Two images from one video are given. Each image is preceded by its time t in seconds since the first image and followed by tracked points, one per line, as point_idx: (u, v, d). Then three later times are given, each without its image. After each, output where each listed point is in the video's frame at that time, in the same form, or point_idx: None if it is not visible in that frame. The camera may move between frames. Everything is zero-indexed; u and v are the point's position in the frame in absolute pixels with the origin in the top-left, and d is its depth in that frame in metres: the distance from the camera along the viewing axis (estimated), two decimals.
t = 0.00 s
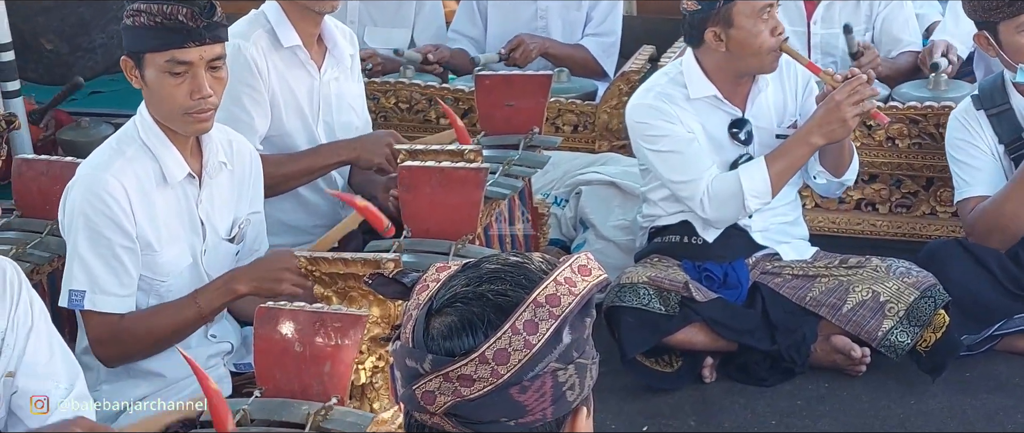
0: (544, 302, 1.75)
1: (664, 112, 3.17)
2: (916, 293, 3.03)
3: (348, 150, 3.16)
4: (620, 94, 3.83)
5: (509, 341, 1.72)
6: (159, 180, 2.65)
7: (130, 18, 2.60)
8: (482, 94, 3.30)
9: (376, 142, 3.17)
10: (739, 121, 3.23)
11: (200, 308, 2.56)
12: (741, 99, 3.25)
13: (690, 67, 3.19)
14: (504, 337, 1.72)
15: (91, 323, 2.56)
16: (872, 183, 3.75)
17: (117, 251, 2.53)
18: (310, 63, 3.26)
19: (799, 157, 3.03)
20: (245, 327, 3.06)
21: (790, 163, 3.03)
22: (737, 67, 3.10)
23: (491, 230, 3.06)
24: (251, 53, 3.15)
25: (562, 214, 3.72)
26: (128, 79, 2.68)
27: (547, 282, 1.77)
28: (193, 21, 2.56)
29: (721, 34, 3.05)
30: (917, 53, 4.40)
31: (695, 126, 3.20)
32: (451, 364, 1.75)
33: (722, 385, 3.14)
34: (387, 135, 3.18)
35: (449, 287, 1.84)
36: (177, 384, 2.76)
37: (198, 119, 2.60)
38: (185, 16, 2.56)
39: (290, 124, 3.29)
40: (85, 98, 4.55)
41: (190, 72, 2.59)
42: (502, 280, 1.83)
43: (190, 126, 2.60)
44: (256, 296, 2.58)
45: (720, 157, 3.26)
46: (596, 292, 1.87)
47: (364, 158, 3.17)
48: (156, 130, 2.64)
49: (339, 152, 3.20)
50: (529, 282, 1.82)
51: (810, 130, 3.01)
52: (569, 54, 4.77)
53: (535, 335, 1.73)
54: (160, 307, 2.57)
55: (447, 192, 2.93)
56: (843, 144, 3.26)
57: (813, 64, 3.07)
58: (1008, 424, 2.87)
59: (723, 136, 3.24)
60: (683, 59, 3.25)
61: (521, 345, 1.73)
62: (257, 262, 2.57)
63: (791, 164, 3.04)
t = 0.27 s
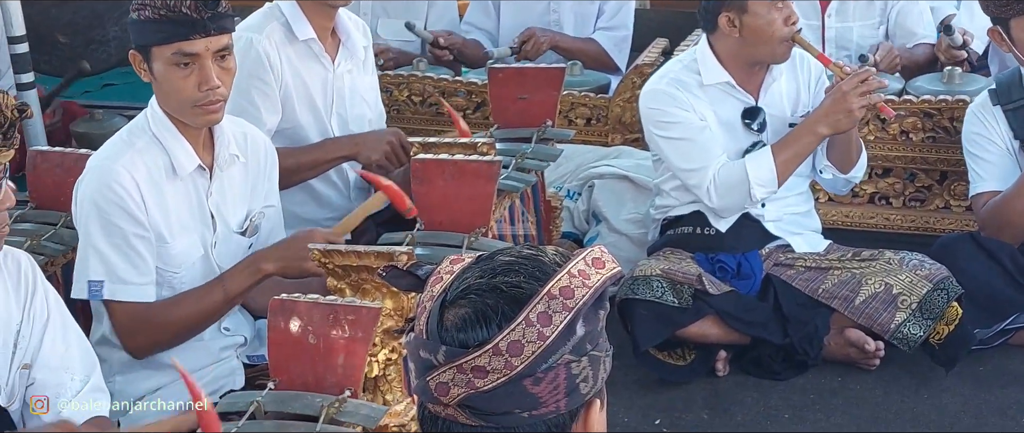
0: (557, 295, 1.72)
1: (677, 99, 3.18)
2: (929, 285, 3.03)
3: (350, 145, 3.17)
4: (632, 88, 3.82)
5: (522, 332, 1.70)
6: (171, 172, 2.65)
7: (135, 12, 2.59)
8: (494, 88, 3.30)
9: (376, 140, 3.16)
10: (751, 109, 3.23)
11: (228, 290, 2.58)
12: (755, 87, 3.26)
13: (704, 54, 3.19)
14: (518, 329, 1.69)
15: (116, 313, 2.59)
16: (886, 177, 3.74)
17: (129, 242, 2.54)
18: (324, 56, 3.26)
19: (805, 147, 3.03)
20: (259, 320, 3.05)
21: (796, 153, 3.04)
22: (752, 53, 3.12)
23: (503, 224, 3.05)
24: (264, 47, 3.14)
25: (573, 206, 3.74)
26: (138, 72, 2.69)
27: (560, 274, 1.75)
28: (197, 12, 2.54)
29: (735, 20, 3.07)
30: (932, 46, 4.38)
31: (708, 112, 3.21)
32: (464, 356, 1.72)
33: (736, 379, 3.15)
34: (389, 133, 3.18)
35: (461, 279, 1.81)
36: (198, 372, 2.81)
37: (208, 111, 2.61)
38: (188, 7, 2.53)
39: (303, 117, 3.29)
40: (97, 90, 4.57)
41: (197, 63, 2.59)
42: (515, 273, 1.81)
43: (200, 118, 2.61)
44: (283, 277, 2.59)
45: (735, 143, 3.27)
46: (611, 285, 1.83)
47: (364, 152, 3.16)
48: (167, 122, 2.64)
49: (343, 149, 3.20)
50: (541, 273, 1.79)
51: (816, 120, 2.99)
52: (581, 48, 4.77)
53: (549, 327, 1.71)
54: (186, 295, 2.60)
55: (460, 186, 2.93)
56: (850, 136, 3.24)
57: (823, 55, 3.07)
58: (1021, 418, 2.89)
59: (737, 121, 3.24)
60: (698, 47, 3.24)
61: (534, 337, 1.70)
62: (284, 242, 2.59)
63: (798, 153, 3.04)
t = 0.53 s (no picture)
0: (572, 285, 1.68)
1: (686, 87, 3.22)
2: (943, 276, 3.05)
3: (373, 130, 3.18)
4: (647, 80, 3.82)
5: (538, 323, 1.67)
6: (188, 163, 2.65)
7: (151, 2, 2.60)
8: (510, 80, 3.29)
9: (400, 123, 3.17)
10: (767, 98, 3.21)
11: (255, 275, 2.57)
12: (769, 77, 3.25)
13: (720, 40, 3.21)
14: (533, 321, 1.66)
15: (145, 302, 2.56)
16: (901, 170, 3.73)
17: (151, 233, 2.53)
18: (339, 48, 3.27)
19: (778, 148, 3.03)
20: (273, 311, 3.06)
21: (770, 152, 3.03)
22: (756, 40, 3.11)
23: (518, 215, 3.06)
24: (280, 38, 3.15)
25: (588, 199, 3.77)
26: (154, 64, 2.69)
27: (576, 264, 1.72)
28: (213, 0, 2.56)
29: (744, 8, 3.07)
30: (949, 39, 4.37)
31: (716, 103, 3.23)
32: (480, 345, 1.70)
33: (750, 372, 3.16)
34: (410, 116, 3.19)
35: (477, 269, 1.77)
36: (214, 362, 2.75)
37: (226, 100, 2.61)
38: None
39: (319, 108, 3.29)
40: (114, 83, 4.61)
41: (215, 52, 2.60)
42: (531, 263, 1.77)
43: (218, 107, 2.62)
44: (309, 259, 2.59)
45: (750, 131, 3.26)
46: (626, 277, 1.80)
47: (388, 138, 3.17)
48: (184, 113, 2.65)
49: (365, 133, 3.20)
50: (558, 263, 1.75)
51: (786, 121, 3.00)
52: (596, 40, 4.77)
53: (564, 319, 1.67)
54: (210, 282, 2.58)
55: (474, 178, 2.92)
56: (852, 135, 3.18)
57: (821, 54, 3.02)
58: None
59: (750, 109, 3.24)
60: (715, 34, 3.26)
61: (549, 328, 1.67)
62: (310, 226, 2.59)
63: (771, 154, 3.03)
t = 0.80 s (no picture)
0: (591, 276, 1.53)
1: (699, 74, 3.23)
2: (958, 267, 3.05)
3: (390, 123, 3.17)
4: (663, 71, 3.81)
5: (555, 314, 1.51)
6: (209, 153, 2.66)
7: None
8: (525, 71, 3.31)
9: (417, 117, 3.16)
10: (780, 85, 3.19)
11: (242, 283, 2.56)
12: (785, 66, 3.22)
13: (736, 30, 3.20)
14: (550, 312, 1.51)
15: (137, 297, 2.59)
16: (919, 162, 3.74)
17: (166, 223, 2.55)
18: (355, 39, 3.26)
19: (774, 137, 3.03)
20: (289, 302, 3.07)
21: (766, 139, 3.04)
22: (769, 31, 3.09)
23: (534, 206, 3.05)
24: (296, 29, 3.15)
25: (603, 190, 3.78)
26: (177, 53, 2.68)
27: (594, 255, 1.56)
28: None
29: None
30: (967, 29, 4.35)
31: (728, 91, 3.23)
32: (498, 336, 1.54)
33: (767, 364, 3.18)
34: (428, 108, 3.17)
35: (495, 258, 1.61)
36: (222, 355, 2.76)
37: (250, 89, 2.62)
38: None
39: (334, 100, 3.29)
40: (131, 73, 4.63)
41: (242, 40, 2.59)
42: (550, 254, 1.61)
43: (242, 96, 2.62)
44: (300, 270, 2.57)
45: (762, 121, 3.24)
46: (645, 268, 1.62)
47: (406, 130, 3.16)
48: (206, 103, 2.65)
49: (383, 125, 3.19)
50: (576, 254, 1.59)
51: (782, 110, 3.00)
52: (612, 31, 4.76)
53: (582, 310, 1.52)
54: (204, 279, 2.58)
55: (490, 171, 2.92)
56: (861, 128, 3.12)
57: (825, 42, 3.00)
58: None
59: (764, 100, 3.22)
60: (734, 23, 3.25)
61: (568, 320, 1.52)
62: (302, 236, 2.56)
63: (768, 140, 3.04)
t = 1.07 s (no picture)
0: (610, 265, 1.47)
1: (718, 61, 3.22)
2: (974, 246, 3.09)
3: (404, 114, 3.17)
4: (680, 62, 3.81)
5: (573, 303, 1.45)
6: (218, 140, 2.66)
7: None
8: (543, 61, 3.30)
9: (428, 109, 3.15)
10: (797, 74, 3.20)
11: (288, 250, 2.55)
12: (802, 54, 3.23)
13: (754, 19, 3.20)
14: (568, 300, 1.45)
15: (178, 275, 2.59)
16: (936, 153, 3.72)
17: (183, 208, 2.55)
18: (372, 29, 3.27)
19: (796, 119, 3.02)
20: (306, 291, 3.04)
21: (787, 120, 3.03)
22: (787, 19, 3.10)
23: (549, 197, 3.05)
24: (312, 18, 3.16)
25: (619, 181, 3.80)
26: (189, 42, 2.69)
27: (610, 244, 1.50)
28: None
29: None
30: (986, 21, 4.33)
31: (747, 79, 3.23)
32: (515, 325, 1.47)
33: (784, 354, 3.20)
34: (440, 99, 3.16)
35: (513, 249, 1.55)
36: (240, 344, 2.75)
37: (259, 78, 2.62)
38: None
39: (351, 89, 3.29)
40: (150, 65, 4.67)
41: (251, 30, 2.60)
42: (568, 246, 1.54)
43: (252, 85, 2.62)
44: (342, 236, 2.56)
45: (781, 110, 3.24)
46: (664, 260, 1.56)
47: (418, 122, 3.16)
48: (215, 92, 2.65)
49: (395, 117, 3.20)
50: (594, 245, 1.52)
51: (806, 91, 2.99)
52: (629, 22, 4.77)
53: (601, 299, 1.45)
54: (248, 254, 2.58)
55: (507, 161, 2.92)
56: (880, 112, 3.13)
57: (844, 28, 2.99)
58: None
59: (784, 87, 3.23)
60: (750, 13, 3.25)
61: (585, 309, 1.45)
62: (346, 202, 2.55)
63: (792, 122, 3.03)
